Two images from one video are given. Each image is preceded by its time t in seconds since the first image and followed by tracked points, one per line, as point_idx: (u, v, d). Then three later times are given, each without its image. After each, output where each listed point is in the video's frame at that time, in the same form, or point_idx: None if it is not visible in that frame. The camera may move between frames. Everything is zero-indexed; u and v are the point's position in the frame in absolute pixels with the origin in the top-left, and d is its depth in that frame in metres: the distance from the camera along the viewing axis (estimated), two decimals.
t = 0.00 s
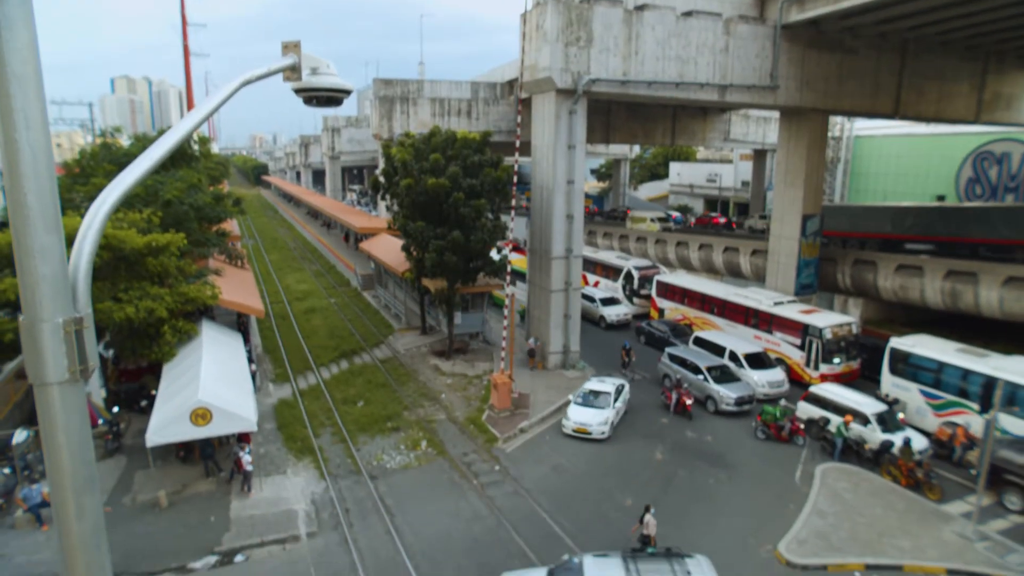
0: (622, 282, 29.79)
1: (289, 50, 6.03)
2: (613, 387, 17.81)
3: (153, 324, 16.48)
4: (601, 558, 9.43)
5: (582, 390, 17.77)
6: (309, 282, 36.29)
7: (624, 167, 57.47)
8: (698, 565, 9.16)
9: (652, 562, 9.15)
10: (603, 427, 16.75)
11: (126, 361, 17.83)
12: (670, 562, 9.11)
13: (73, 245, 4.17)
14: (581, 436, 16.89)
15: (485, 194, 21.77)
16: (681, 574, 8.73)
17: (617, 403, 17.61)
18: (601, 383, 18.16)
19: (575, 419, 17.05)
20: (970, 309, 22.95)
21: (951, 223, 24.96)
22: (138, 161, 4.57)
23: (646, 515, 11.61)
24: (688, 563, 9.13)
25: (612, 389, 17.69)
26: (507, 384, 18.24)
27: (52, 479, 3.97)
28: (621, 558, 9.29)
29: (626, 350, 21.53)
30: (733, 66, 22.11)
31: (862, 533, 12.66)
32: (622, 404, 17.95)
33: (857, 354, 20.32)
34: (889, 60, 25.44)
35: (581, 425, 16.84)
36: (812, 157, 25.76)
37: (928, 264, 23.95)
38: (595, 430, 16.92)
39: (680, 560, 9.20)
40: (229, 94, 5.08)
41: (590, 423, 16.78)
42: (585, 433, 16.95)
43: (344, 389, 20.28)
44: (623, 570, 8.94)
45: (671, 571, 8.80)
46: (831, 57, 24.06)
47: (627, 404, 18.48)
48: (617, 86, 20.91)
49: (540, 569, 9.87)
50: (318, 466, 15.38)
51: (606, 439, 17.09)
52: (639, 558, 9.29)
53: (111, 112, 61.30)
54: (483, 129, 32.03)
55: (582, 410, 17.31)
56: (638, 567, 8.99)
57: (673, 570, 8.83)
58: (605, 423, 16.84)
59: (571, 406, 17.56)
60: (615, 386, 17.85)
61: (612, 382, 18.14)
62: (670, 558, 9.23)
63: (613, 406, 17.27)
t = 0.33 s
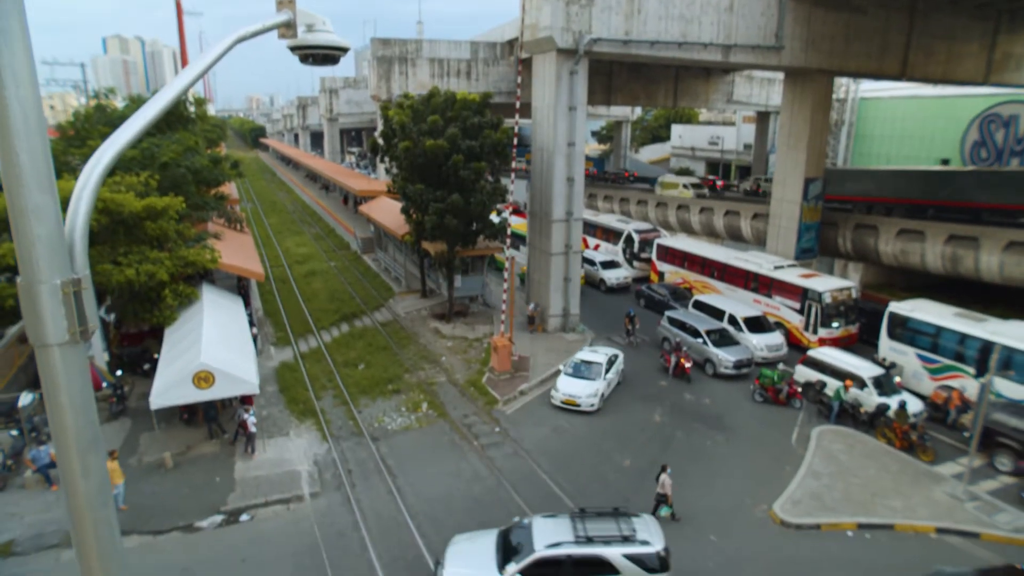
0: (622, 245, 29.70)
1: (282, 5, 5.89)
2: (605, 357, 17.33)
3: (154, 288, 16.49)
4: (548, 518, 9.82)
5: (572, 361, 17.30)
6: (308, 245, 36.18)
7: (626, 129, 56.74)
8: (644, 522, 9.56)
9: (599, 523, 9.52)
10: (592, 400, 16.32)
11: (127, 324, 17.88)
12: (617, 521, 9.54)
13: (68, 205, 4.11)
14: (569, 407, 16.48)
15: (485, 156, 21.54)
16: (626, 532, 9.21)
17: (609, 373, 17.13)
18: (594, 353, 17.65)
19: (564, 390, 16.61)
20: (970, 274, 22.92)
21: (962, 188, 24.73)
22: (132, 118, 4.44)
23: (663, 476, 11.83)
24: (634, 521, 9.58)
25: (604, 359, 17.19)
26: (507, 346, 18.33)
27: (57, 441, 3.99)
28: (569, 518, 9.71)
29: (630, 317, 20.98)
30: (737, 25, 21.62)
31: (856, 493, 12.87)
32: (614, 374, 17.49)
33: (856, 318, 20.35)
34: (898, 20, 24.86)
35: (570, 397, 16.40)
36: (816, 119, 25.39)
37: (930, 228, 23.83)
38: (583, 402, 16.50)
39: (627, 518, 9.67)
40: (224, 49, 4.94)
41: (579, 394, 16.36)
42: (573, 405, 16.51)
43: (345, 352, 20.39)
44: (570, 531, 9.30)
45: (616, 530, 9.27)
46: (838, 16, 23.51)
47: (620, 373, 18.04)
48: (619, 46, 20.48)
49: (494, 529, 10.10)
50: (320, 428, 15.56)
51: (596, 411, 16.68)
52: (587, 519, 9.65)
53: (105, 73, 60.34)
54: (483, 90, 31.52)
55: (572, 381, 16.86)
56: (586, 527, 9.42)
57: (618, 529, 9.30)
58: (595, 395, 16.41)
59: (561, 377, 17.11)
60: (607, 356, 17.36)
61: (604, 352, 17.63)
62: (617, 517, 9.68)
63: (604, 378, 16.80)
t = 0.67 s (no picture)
0: (623, 208, 29.52)
1: None
2: (596, 329, 16.89)
3: (154, 251, 16.45)
4: (497, 480, 9.95)
5: (562, 332, 16.85)
6: (307, 208, 35.93)
7: (628, 90, 55.78)
8: (592, 481, 9.76)
9: (545, 483, 9.68)
10: (580, 371, 15.85)
11: (128, 288, 17.88)
12: (565, 481, 9.70)
13: (62, 163, 4.05)
14: (556, 379, 16.01)
15: (485, 117, 21.24)
16: (573, 493, 9.39)
17: (598, 346, 16.66)
18: (584, 325, 17.20)
19: (551, 361, 16.16)
20: (971, 239, 22.83)
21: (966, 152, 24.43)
22: (125, 75, 4.34)
23: (680, 437, 11.89)
24: (582, 481, 9.73)
25: (595, 330, 16.75)
26: (507, 309, 18.36)
27: (61, 402, 4.00)
28: (517, 480, 9.83)
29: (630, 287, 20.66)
30: None
31: (851, 454, 13.05)
32: (604, 347, 17.02)
33: (856, 282, 20.34)
34: None
35: (557, 368, 15.96)
36: (821, 80, 24.96)
37: (932, 192, 23.64)
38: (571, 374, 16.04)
39: (575, 479, 9.80)
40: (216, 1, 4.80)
41: (566, 365, 15.90)
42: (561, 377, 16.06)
43: (345, 315, 20.44)
44: (516, 493, 9.47)
45: (563, 491, 9.43)
46: None
47: (610, 346, 17.56)
48: (621, 4, 19.96)
49: (445, 493, 10.25)
50: (321, 390, 15.70)
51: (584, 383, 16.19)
52: (534, 480, 9.80)
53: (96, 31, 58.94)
54: (482, 50, 30.83)
55: (560, 353, 16.40)
56: (532, 489, 9.56)
57: (565, 490, 9.45)
58: (583, 367, 15.92)
59: (550, 348, 16.65)
60: (597, 328, 16.92)
61: (595, 324, 17.21)
62: (565, 478, 9.82)
63: (593, 350, 16.33)
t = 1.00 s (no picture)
0: (623, 178, 29.31)
1: None
2: (585, 309, 16.33)
3: (152, 222, 16.39)
4: (445, 450, 10.03)
5: (550, 313, 16.31)
6: (306, 178, 35.66)
7: (629, 59, 54.92)
8: (538, 449, 9.90)
9: (493, 453, 9.77)
10: (566, 354, 15.31)
11: (128, 259, 17.85)
12: (512, 450, 9.82)
13: (56, 131, 4.00)
14: (542, 361, 15.54)
15: (484, 86, 20.96)
16: (519, 461, 9.52)
17: (587, 326, 16.12)
18: (573, 304, 16.64)
19: (537, 343, 15.64)
20: (973, 210, 22.71)
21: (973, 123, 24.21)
22: (119, 38, 4.25)
23: (695, 407, 12.05)
24: (528, 450, 9.86)
25: (584, 311, 16.19)
26: (507, 280, 18.35)
27: (62, 371, 4.00)
28: (464, 449, 9.93)
29: (633, 261, 20.13)
30: None
31: (847, 425, 13.17)
32: (593, 327, 16.49)
33: (856, 254, 20.27)
34: None
35: (542, 350, 15.45)
36: (826, 50, 24.54)
37: (935, 163, 23.46)
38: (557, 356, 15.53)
39: (522, 447, 9.93)
40: None
41: (552, 347, 15.38)
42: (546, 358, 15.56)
43: (345, 285, 20.43)
44: (463, 462, 9.55)
45: (509, 460, 9.55)
46: None
47: (601, 326, 17.05)
48: None
49: (392, 466, 10.30)
50: (322, 360, 15.79)
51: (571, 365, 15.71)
52: (481, 450, 9.87)
53: None
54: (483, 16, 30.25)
55: (547, 334, 15.87)
56: (479, 457, 9.66)
57: (512, 459, 9.57)
58: (569, 349, 15.40)
59: (537, 329, 16.11)
60: (587, 307, 16.37)
61: (585, 303, 16.67)
62: (512, 446, 9.94)
63: (580, 331, 15.80)
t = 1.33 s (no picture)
0: (624, 149, 29.05)
1: None
2: (574, 290, 15.81)
3: (150, 194, 16.28)
4: (393, 426, 10.04)
5: (537, 294, 15.81)
6: (305, 150, 35.34)
7: (631, 28, 54.07)
8: (486, 425, 9.99)
9: (441, 429, 9.82)
10: (551, 337, 14.82)
11: (126, 231, 17.77)
12: (459, 426, 9.88)
13: (49, 99, 3.93)
14: (527, 344, 15.07)
15: (484, 56, 20.65)
16: (466, 437, 9.59)
17: (575, 307, 15.61)
18: (561, 285, 16.10)
19: (521, 325, 15.15)
20: (976, 183, 22.55)
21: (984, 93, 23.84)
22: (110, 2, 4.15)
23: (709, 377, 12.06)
24: (476, 425, 9.95)
25: (572, 292, 15.67)
26: (507, 252, 18.31)
27: (63, 342, 4.01)
28: (412, 425, 9.96)
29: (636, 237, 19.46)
30: None
31: (845, 397, 13.26)
32: (582, 309, 15.96)
33: (858, 227, 20.16)
34: None
35: (526, 333, 14.95)
36: (832, 19, 24.10)
37: (939, 135, 23.25)
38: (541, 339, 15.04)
39: (470, 423, 10.01)
40: None
41: (536, 330, 14.89)
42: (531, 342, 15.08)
43: (345, 257, 20.38)
44: (410, 438, 9.58)
45: (456, 436, 9.62)
46: None
47: (590, 308, 16.54)
48: None
49: (339, 442, 10.26)
50: (322, 332, 15.83)
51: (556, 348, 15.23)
52: (430, 426, 9.92)
53: None
54: None
55: (533, 316, 15.36)
56: (426, 433, 9.70)
57: (459, 435, 9.64)
58: (554, 332, 14.90)
59: (522, 311, 15.61)
60: (576, 289, 15.84)
61: (573, 284, 16.15)
62: (460, 422, 10.01)
63: (567, 314, 15.26)
